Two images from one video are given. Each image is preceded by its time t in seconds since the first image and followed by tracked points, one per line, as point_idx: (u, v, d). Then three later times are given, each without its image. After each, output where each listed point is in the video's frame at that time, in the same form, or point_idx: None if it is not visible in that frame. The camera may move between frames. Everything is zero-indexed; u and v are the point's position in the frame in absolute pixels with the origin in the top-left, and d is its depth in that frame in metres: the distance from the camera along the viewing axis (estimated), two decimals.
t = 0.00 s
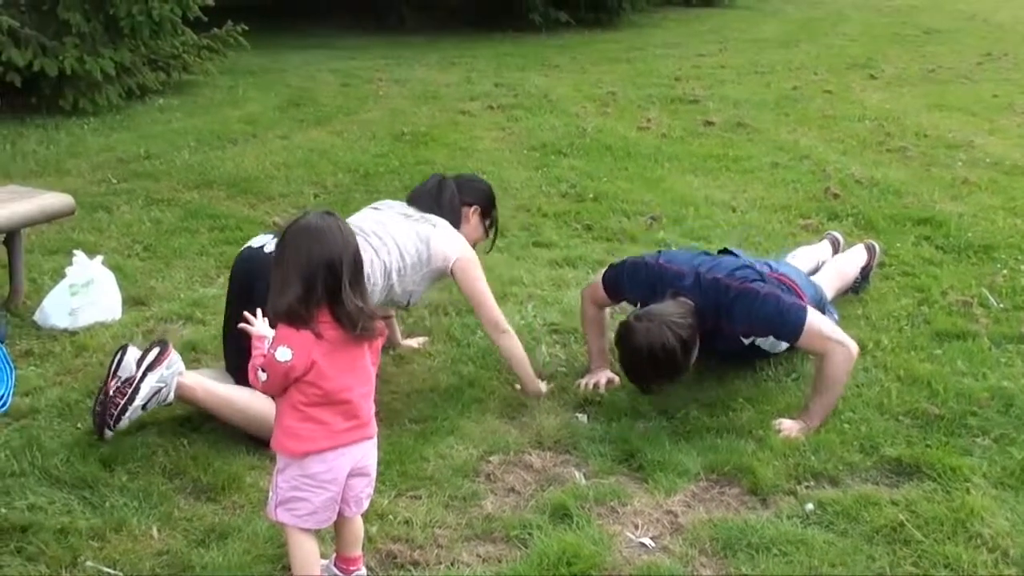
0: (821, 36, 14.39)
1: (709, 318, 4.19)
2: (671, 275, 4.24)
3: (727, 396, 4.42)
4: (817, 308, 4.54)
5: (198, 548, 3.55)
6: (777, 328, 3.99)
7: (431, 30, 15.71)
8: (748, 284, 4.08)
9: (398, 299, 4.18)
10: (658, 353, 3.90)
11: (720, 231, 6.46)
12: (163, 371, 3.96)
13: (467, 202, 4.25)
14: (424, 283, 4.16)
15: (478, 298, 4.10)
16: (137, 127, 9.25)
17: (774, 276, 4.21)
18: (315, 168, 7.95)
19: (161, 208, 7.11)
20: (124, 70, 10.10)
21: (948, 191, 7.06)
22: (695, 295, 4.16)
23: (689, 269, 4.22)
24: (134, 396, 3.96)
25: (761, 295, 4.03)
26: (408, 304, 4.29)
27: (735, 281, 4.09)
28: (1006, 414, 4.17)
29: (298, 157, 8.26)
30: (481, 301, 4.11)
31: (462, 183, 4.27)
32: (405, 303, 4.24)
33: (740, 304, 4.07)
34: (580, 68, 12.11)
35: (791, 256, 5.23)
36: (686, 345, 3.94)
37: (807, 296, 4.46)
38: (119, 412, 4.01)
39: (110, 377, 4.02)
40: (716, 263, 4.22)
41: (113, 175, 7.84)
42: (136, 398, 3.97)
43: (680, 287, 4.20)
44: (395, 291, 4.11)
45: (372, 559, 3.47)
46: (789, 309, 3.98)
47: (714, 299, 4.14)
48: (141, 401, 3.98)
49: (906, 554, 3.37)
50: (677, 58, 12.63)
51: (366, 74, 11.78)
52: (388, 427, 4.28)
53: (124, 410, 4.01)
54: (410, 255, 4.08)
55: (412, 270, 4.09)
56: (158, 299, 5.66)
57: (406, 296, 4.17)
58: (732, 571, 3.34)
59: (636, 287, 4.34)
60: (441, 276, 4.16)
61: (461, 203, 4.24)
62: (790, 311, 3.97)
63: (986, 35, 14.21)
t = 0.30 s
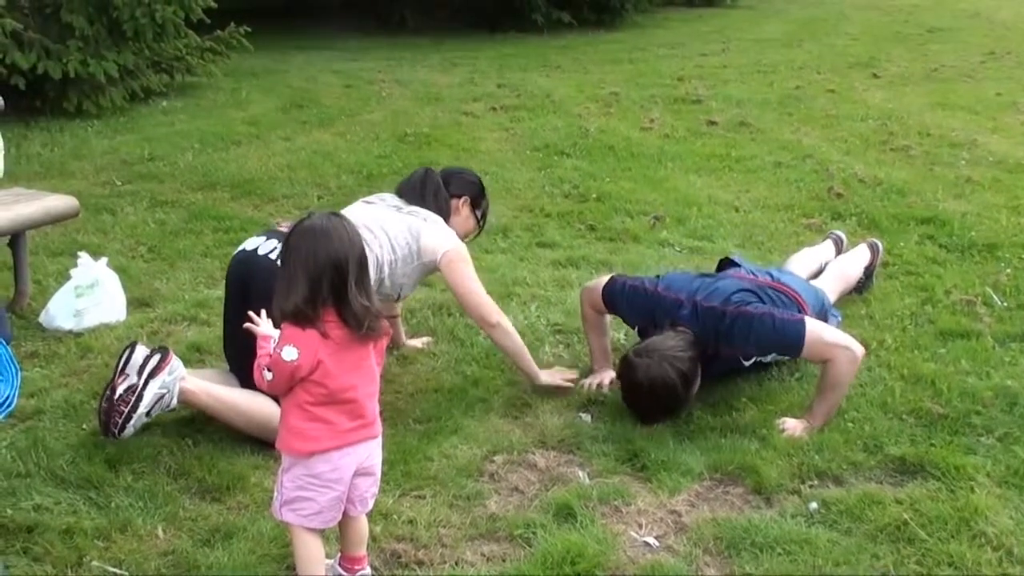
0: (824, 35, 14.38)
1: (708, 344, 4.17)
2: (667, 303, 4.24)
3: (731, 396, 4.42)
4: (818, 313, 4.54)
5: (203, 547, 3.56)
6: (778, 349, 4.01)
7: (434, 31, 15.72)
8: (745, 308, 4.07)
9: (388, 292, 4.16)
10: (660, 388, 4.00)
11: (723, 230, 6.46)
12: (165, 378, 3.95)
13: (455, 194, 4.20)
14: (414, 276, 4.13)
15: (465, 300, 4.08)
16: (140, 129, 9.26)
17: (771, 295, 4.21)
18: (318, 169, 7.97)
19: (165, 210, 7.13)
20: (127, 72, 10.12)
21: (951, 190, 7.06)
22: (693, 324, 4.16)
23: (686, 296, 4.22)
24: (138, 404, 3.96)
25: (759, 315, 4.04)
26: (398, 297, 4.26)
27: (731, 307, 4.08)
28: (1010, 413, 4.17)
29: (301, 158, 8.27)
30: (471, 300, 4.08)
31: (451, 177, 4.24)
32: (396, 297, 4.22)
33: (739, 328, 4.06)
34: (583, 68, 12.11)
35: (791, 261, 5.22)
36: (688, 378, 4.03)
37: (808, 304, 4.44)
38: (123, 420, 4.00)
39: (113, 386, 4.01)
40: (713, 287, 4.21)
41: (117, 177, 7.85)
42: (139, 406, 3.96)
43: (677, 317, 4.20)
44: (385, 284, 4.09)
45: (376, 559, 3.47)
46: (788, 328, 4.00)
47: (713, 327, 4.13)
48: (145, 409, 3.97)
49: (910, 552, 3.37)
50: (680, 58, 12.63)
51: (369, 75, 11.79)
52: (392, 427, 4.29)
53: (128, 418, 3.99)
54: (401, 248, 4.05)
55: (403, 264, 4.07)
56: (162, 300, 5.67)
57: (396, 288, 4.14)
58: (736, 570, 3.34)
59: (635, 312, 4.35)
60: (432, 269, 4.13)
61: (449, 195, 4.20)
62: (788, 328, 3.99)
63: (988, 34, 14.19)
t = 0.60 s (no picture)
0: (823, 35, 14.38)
1: (704, 339, 4.16)
2: (664, 298, 4.23)
3: (726, 395, 4.42)
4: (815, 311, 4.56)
5: (197, 544, 3.56)
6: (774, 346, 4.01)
7: (434, 29, 15.71)
8: (743, 303, 4.07)
9: (420, 293, 4.18)
10: (654, 389, 4.00)
11: (719, 229, 6.46)
12: (160, 374, 3.97)
13: (489, 197, 4.20)
14: (445, 276, 4.14)
15: (490, 301, 4.05)
16: (138, 126, 9.26)
17: (767, 292, 4.20)
18: (316, 167, 7.97)
19: (163, 207, 7.12)
20: (126, 69, 10.11)
21: (948, 191, 7.06)
22: (690, 318, 4.15)
23: (683, 290, 4.21)
24: (133, 400, 3.97)
25: (757, 311, 4.03)
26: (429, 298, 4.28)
27: (729, 302, 4.08)
28: (1004, 412, 4.17)
29: (299, 156, 8.27)
30: (494, 302, 4.05)
31: (485, 179, 4.23)
32: (428, 297, 4.24)
33: (736, 323, 4.05)
34: (582, 67, 12.11)
35: (789, 258, 5.23)
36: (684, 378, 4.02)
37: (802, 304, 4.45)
38: (117, 416, 4.00)
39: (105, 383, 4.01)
40: (711, 282, 4.21)
41: (115, 174, 7.84)
42: (134, 402, 3.97)
43: (674, 311, 4.18)
44: (416, 286, 4.11)
45: (370, 555, 3.47)
46: (784, 326, 4.00)
47: (710, 321, 4.12)
48: (140, 404, 3.99)
49: (903, 550, 3.37)
50: (680, 57, 12.63)
51: (368, 73, 11.79)
52: (387, 424, 4.29)
53: (122, 414, 4.00)
54: (429, 250, 4.07)
55: (432, 266, 4.09)
56: (159, 297, 5.66)
57: (427, 288, 4.15)
58: (729, 567, 3.34)
59: (632, 308, 4.34)
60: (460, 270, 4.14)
61: (483, 198, 4.19)
62: (785, 326, 4.00)
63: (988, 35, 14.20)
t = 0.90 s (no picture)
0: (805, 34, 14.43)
1: (693, 310, 4.16)
2: (655, 269, 4.24)
3: (711, 393, 4.42)
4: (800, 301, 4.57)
5: (183, 550, 3.54)
6: (762, 321, 4.00)
7: (417, 33, 15.70)
8: (736, 275, 4.09)
9: (428, 315, 4.24)
10: (639, 361, 3.88)
11: (703, 229, 6.47)
12: (143, 370, 4.00)
13: (501, 223, 4.31)
14: (453, 297, 4.22)
15: (499, 307, 4.14)
16: (121, 133, 9.22)
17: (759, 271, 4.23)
18: (300, 172, 7.94)
19: (146, 214, 7.09)
20: (108, 76, 10.07)
21: (931, 187, 7.08)
22: (680, 288, 4.15)
23: (673, 262, 4.23)
24: (114, 395, 3.98)
25: (749, 284, 4.04)
26: (438, 320, 4.35)
27: (721, 273, 4.10)
28: (988, 406, 4.19)
29: (283, 161, 8.25)
30: (505, 313, 4.14)
31: (496, 204, 4.32)
32: (435, 319, 4.31)
33: (728, 294, 4.06)
34: (566, 69, 12.11)
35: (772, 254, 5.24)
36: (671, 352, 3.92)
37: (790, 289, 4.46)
38: (98, 412, 4.01)
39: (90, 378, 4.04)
40: (702, 256, 4.23)
41: (98, 181, 7.81)
42: (115, 397, 3.99)
43: (664, 280, 4.18)
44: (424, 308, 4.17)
45: (356, 559, 3.46)
46: (774, 302, 4.01)
47: (700, 291, 4.12)
48: (121, 400, 4.00)
49: (888, 545, 3.37)
50: (663, 58, 12.65)
51: (351, 77, 11.77)
52: (372, 428, 4.27)
53: (103, 409, 4.01)
54: (436, 270, 4.14)
55: (439, 286, 4.15)
56: (143, 304, 5.64)
57: (436, 310, 4.22)
58: (715, 565, 3.34)
59: (619, 282, 4.32)
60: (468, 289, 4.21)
61: (494, 225, 4.30)
62: (775, 301, 4.00)
63: (969, 32, 14.26)
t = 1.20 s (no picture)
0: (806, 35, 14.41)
1: (694, 275, 4.15)
2: (659, 233, 4.22)
3: (705, 392, 4.41)
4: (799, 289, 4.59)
5: (175, 538, 3.52)
6: (760, 299, 4.00)
7: (418, 29, 15.68)
8: (742, 246, 4.09)
9: (432, 331, 4.32)
10: (637, 315, 3.83)
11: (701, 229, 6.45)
12: (136, 357, 3.92)
13: (508, 249, 4.43)
14: (456, 313, 4.30)
15: (502, 309, 4.18)
16: (121, 124, 9.20)
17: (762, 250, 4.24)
18: (298, 166, 7.92)
19: (145, 205, 7.07)
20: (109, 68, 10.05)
21: (929, 190, 7.07)
22: (683, 250, 4.13)
23: (678, 227, 4.22)
24: (107, 380, 3.90)
25: (754, 259, 4.05)
26: (441, 337, 4.43)
27: (728, 241, 4.10)
28: (982, 410, 4.18)
29: (281, 154, 8.23)
30: (506, 314, 4.18)
31: (505, 231, 4.46)
32: (439, 336, 4.38)
33: (731, 264, 4.06)
34: (566, 66, 12.10)
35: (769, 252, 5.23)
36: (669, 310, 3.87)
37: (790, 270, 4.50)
38: (92, 396, 3.94)
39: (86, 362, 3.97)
40: (707, 225, 4.23)
41: (97, 172, 7.78)
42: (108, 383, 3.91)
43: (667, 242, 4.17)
44: (427, 322, 4.25)
45: (347, 551, 3.44)
46: (776, 279, 4.02)
47: (704, 257, 4.12)
48: (114, 385, 3.92)
49: (879, 547, 3.37)
50: (664, 57, 12.64)
51: (351, 72, 11.75)
52: (366, 420, 4.26)
53: (97, 394, 3.93)
54: (440, 285, 4.22)
55: (443, 302, 4.23)
56: (141, 294, 5.62)
57: (439, 327, 4.30)
58: (706, 563, 3.33)
59: (618, 247, 4.28)
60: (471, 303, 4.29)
61: (502, 251, 4.42)
62: (777, 278, 4.01)
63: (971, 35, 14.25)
